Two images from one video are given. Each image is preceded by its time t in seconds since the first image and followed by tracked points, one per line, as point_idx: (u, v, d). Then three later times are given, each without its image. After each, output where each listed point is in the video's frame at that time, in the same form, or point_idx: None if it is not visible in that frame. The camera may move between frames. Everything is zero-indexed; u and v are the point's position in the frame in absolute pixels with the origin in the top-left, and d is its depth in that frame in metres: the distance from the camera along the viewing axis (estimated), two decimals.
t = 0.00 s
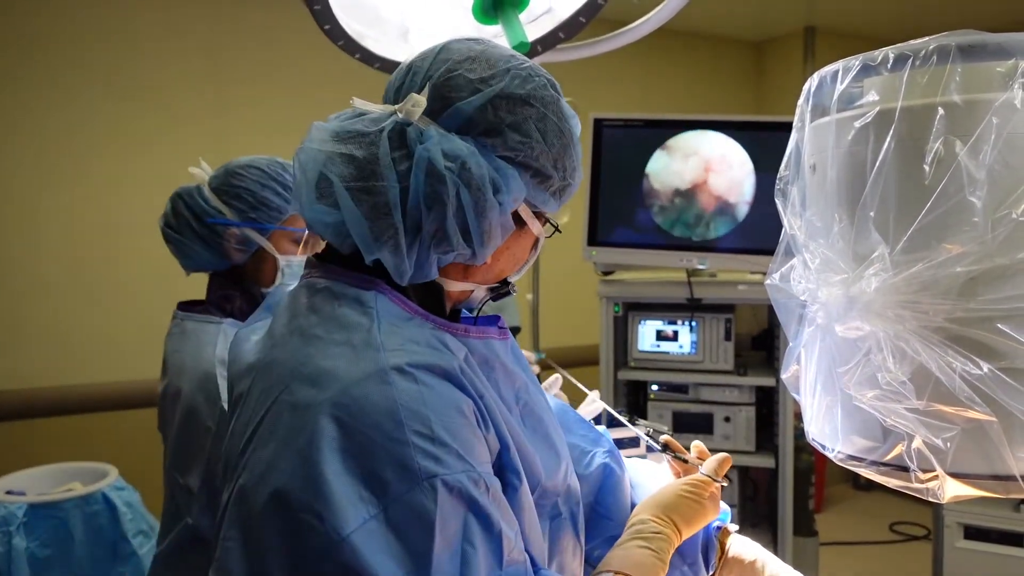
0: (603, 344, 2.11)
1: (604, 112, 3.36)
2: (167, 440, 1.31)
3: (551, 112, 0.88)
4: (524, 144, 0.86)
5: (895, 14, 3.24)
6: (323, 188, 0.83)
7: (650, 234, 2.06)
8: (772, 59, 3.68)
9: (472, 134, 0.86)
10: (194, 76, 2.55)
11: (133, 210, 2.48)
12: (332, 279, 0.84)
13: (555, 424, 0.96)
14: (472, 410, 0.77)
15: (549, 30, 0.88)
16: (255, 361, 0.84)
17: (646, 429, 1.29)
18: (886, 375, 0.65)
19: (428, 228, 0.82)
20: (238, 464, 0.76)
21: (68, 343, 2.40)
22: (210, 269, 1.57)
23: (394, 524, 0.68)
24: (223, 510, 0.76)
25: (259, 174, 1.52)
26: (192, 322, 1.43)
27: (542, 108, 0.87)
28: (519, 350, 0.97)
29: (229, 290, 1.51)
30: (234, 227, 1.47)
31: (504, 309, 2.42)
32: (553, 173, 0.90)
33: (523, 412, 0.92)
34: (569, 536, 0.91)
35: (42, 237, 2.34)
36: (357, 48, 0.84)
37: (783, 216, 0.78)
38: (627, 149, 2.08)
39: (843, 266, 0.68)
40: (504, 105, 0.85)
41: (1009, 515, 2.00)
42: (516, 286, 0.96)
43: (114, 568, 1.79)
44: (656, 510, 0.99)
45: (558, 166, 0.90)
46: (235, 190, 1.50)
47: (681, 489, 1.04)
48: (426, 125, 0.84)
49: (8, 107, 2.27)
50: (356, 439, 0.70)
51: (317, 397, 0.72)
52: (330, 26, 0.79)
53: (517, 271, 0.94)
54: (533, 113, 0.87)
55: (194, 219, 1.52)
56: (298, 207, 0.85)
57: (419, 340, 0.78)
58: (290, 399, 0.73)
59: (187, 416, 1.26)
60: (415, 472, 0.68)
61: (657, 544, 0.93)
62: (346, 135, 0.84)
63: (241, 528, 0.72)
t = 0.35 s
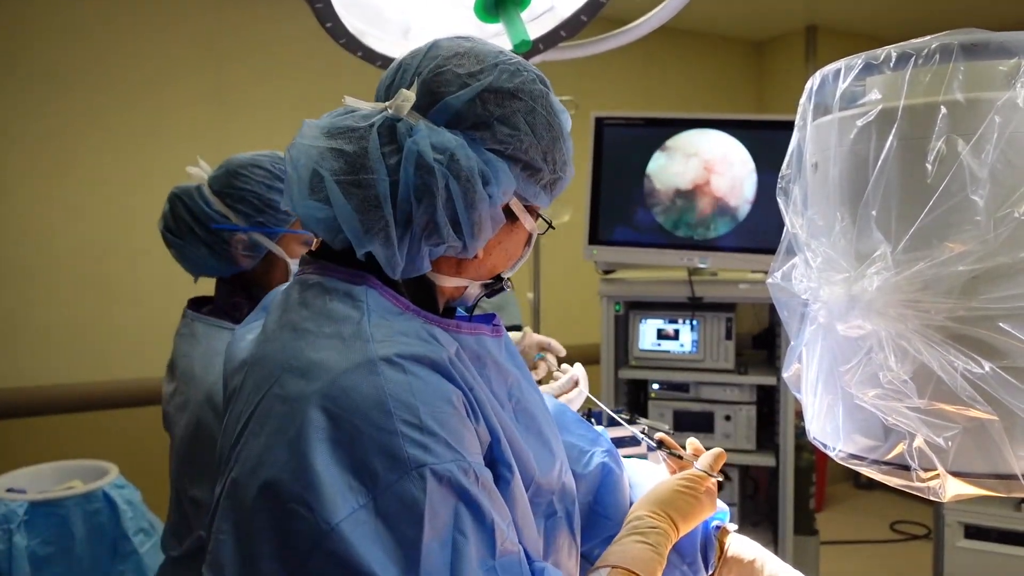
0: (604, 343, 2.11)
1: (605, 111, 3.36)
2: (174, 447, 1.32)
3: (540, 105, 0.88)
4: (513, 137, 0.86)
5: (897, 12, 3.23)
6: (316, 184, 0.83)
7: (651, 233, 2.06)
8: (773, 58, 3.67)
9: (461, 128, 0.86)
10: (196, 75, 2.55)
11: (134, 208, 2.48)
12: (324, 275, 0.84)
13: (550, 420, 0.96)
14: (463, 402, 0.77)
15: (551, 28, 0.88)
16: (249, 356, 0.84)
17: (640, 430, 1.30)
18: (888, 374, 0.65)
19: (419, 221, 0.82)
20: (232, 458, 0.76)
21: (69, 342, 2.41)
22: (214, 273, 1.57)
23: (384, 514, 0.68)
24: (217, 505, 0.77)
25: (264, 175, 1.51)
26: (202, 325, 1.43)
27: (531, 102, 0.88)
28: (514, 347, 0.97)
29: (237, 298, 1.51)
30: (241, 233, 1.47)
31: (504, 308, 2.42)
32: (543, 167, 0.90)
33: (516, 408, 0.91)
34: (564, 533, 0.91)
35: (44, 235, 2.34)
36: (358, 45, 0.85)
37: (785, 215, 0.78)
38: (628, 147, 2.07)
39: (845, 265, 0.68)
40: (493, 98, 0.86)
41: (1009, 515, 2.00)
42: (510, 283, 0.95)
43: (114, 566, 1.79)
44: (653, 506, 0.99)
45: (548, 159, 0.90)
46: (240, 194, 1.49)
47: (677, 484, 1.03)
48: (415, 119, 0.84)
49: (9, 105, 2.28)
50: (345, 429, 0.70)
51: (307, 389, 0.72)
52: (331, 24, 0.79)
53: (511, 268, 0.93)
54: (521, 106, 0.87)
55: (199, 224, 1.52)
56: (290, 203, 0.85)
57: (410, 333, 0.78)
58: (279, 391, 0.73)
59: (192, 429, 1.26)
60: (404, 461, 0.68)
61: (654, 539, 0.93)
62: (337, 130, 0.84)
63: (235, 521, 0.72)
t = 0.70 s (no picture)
0: (603, 345, 2.11)
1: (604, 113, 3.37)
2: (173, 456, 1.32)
3: (530, 108, 0.88)
4: (503, 139, 0.86)
5: (895, 15, 3.24)
6: (309, 188, 0.83)
7: (649, 235, 2.06)
8: (772, 60, 3.68)
9: (452, 131, 0.86)
10: (194, 78, 2.55)
11: (132, 211, 2.48)
12: (318, 278, 0.84)
13: (545, 423, 0.95)
14: (456, 402, 0.77)
15: (548, 32, 0.88)
16: (245, 359, 0.84)
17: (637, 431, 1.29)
18: (885, 376, 0.65)
19: (411, 223, 0.83)
20: (226, 460, 0.76)
21: (67, 345, 2.40)
22: (215, 280, 1.57)
23: (377, 513, 0.68)
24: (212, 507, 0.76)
25: (267, 181, 1.50)
26: (202, 332, 1.43)
27: (521, 104, 0.87)
28: (509, 350, 0.97)
29: (239, 306, 1.52)
30: (246, 241, 1.47)
31: (503, 311, 2.42)
32: (534, 168, 0.89)
33: (511, 410, 0.91)
34: (561, 536, 0.91)
35: (42, 239, 2.35)
36: (356, 49, 0.85)
37: (782, 218, 0.78)
38: (627, 150, 2.08)
39: (842, 267, 0.68)
40: (483, 101, 0.85)
41: (1009, 516, 2.00)
42: (504, 286, 0.95)
43: (113, 570, 1.78)
44: (651, 508, 0.99)
45: (539, 161, 0.90)
46: (245, 200, 1.48)
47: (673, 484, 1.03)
48: (406, 123, 0.84)
49: (8, 108, 2.28)
50: (338, 428, 0.70)
51: (300, 389, 0.72)
52: (330, 28, 0.80)
53: (505, 269, 0.94)
54: (511, 109, 0.86)
55: (202, 231, 1.51)
56: (283, 207, 0.85)
57: (402, 333, 0.78)
58: (273, 391, 0.73)
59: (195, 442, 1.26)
60: (396, 460, 0.68)
61: (652, 540, 0.93)
62: (330, 135, 0.84)
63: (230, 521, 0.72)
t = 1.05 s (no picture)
0: (604, 346, 2.11)
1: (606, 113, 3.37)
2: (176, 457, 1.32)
3: (530, 109, 0.88)
4: (504, 139, 0.86)
5: (896, 16, 3.24)
6: (312, 188, 0.83)
7: (651, 236, 2.06)
8: (774, 61, 3.68)
9: (453, 132, 0.86)
10: (197, 78, 2.56)
11: (134, 211, 2.48)
12: (322, 275, 0.84)
13: (548, 420, 0.95)
14: (459, 395, 0.77)
15: (550, 32, 0.88)
16: (249, 356, 0.84)
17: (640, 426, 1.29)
18: (887, 377, 0.65)
19: (412, 223, 0.83)
20: (232, 455, 0.76)
21: (69, 344, 2.41)
22: (216, 280, 1.57)
23: (382, 506, 0.68)
24: (217, 503, 0.76)
25: (271, 181, 1.50)
26: (205, 333, 1.43)
27: (521, 105, 0.87)
28: (512, 347, 0.97)
29: (240, 307, 1.52)
30: (247, 240, 1.48)
31: (505, 311, 2.42)
32: (534, 168, 0.89)
33: (514, 407, 0.91)
34: (563, 532, 0.91)
35: (44, 238, 2.35)
36: (359, 50, 0.85)
37: (785, 218, 0.78)
38: (629, 151, 2.08)
39: (845, 268, 0.68)
40: (484, 102, 0.85)
41: (1010, 518, 2.00)
42: (505, 284, 0.95)
43: (114, 569, 1.79)
44: (659, 501, 0.99)
45: (540, 161, 0.90)
46: (248, 200, 1.48)
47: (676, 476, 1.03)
48: (408, 124, 0.84)
49: (11, 107, 2.29)
50: (342, 421, 0.70)
51: (305, 384, 0.72)
52: (332, 28, 0.80)
53: (506, 269, 0.94)
54: (511, 109, 0.86)
55: (204, 230, 1.51)
56: (285, 207, 0.85)
57: (405, 329, 0.79)
58: (278, 386, 0.73)
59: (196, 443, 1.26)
60: (401, 453, 0.68)
61: (663, 532, 0.93)
62: (332, 136, 0.84)
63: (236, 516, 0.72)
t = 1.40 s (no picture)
0: (603, 344, 2.11)
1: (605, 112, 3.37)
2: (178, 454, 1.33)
3: (516, 99, 0.88)
4: (488, 129, 0.86)
5: (895, 15, 3.24)
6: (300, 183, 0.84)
7: (650, 235, 2.06)
8: (773, 60, 3.68)
9: (439, 123, 0.86)
10: (195, 76, 2.55)
11: (133, 210, 2.48)
12: (315, 272, 0.85)
13: (543, 418, 0.95)
14: (445, 392, 0.77)
15: (549, 31, 0.88)
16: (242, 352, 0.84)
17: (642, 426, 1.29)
18: (886, 376, 0.65)
19: (398, 214, 0.82)
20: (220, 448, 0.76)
21: (68, 343, 2.40)
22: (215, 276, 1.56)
23: (361, 500, 0.67)
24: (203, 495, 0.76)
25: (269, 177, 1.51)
26: (203, 330, 1.43)
27: (506, 96, 0.87)
28: (509, 344, 0.98)
29: (240, 303, 1.52)
30: (247, 236, 1.47)
31: (504, 310, 2.42)
32: (522, 158, 0.88)
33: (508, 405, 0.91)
34: (559, 533, 0.92)
35: (42, 236, 2.35)
36: (358, 49, 0.85)
37: (783, 217, 0.78)
38: (627, 150, 2.08)
39: (843, 267, 0.68)
40: (468, 94, 0.85)
41: (1008, 516, 2.00)
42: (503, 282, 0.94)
43: (113, 568, 1.78)
44: (668, 502, 0.99)
45: (527, 152, 0.89)
46: (247, 196, 1.49)
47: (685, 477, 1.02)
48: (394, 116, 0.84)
49: (9, 107, 2.28)
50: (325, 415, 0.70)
51: (290, 377, 0.72)
52: (330, 27, 0.80)
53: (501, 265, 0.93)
54: (496, 100, 0.86)
55: (203, 226, 1.51)
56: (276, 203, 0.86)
57: (393, 325, 0.79)
58: (265, 379, 0.74)
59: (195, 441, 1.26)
60: (381, 447, 0.68)
61: (669, 536, 0.92)
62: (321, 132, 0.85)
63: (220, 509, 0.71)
